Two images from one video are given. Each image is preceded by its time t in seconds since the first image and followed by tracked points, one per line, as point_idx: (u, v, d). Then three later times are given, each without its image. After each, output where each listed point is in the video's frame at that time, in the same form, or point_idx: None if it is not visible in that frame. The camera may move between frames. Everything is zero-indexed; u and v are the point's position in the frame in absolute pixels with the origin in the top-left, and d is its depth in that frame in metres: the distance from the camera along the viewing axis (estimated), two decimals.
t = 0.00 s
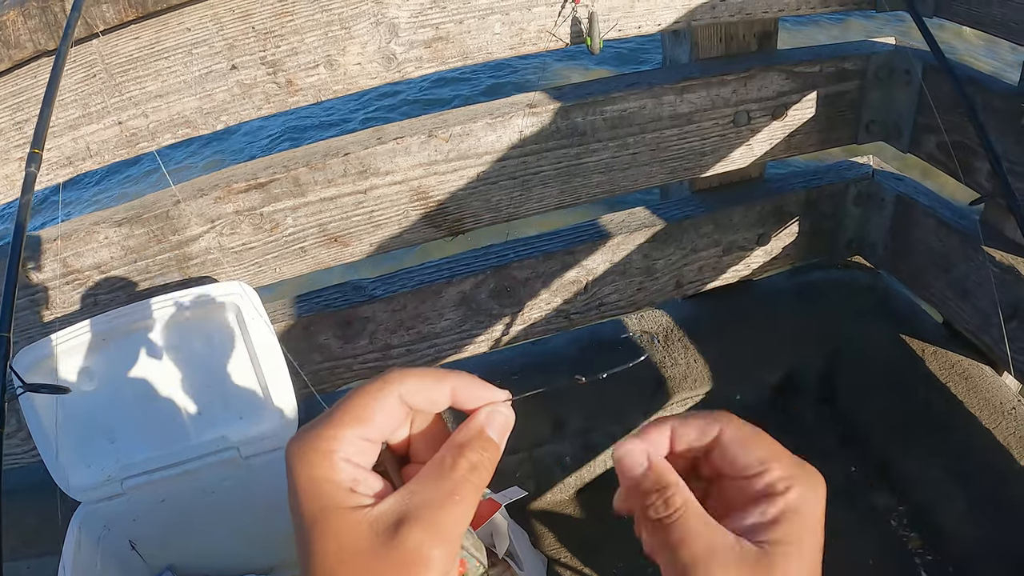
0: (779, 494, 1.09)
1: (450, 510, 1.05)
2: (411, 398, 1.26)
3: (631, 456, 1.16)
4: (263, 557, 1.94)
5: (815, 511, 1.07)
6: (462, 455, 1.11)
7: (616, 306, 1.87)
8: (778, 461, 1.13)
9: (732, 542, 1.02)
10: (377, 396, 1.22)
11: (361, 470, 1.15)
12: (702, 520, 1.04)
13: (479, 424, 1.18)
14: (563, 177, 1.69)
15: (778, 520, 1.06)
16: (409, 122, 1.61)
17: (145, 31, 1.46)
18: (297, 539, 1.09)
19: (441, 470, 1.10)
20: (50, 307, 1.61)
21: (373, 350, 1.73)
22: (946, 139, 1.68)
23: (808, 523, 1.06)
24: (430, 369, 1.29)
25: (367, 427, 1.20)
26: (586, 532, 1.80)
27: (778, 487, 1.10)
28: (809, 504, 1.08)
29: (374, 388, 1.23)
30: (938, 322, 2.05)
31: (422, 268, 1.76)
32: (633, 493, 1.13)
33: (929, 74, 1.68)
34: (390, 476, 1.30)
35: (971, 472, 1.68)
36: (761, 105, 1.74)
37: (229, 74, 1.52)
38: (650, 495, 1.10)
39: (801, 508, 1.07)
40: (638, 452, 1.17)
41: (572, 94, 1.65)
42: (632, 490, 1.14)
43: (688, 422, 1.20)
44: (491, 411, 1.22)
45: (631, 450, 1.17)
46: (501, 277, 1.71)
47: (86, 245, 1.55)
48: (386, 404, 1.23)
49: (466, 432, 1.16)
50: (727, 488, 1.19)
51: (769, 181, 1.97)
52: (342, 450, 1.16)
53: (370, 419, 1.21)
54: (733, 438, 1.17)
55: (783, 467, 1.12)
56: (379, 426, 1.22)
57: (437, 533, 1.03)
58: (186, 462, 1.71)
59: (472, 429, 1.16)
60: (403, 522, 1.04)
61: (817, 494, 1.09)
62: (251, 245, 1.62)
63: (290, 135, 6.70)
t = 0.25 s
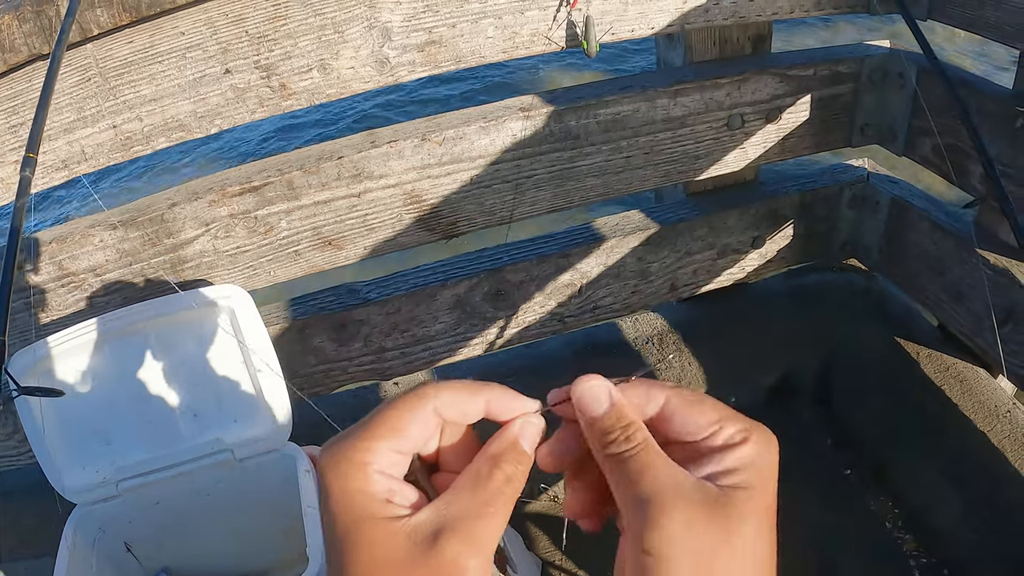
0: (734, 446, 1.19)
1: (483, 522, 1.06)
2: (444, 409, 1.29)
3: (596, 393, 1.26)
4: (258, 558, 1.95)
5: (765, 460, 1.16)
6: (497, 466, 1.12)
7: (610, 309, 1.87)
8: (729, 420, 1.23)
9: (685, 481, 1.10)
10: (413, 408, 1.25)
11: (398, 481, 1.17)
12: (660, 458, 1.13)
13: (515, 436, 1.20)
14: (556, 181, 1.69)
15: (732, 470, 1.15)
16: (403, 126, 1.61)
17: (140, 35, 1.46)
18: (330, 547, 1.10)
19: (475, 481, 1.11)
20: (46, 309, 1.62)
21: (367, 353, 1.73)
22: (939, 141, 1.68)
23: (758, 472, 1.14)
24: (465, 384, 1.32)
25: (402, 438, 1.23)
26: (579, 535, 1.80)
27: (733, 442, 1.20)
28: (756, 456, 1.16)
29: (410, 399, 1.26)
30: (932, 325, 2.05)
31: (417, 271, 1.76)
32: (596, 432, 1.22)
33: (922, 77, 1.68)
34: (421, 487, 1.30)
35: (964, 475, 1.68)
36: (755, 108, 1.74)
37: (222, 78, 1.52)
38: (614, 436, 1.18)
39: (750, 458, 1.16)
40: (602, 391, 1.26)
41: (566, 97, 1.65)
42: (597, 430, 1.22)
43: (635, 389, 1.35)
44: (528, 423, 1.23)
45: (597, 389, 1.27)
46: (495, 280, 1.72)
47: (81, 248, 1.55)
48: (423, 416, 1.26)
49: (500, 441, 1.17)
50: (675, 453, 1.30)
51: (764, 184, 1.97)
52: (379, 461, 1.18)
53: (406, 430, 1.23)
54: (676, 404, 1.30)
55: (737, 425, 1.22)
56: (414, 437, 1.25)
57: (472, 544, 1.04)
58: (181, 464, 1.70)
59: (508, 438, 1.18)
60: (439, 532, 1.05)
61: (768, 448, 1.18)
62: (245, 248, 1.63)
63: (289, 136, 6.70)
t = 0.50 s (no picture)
0: (800, 380, 1.15)
1: (524, 521, 1.01)
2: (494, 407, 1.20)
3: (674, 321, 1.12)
4: (262, 559, 1.95)
5: (829, 396, 1.12)
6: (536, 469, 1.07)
7: (615, 310, 1.88)
8: (796, 351, 1.19)
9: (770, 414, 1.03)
10: (465, 403, 1.16)
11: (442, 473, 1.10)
12: (742, 389, 1.03)
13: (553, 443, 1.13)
14: (562, 182, 1.70)
15: (805, 405, 1.11)
16: (410, 126, 1.62)
17: (148, 34, 1.46)
18: (366, 527, 1.04)
19: (516, 481, 1.05)
20: (51, 309, 1.62)
21: (373, 354, 1.73)
22: (943, 143, 1.70)
23: (827, 407, 1.10)
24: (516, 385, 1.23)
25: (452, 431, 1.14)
26: (585, 534, 1.81)
27: (799, 376, 1.16)
28: (824, 393, 1.12)
29: (463, 392, 1.17)
30: (935, 326, 2.06)
31: (423, 272, 1.77)
32: (671, 357, 1.08)
33: (925, 79, 1.69)
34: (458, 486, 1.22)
35: (967, 474, 1.70)
36: (760, 109, 1.75)
37: (230, 78, 1.52)
38: (694, 364, 1.05)
39: (817, 394, 1.12)
40: (681, 318, 1.12)
41: (572, 99, 1.66)
42: (671, 353, 1.08)
43: (705, 313, 1.29)
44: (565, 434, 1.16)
45: (673, 314, 1.12)
46: (502, 280, 1.72)
47: (87, 248, 1.55)
48: (473, 409, 1.18)
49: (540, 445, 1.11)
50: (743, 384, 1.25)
51: (768, 185, 1.98)
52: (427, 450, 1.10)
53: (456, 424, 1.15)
54: (748, 330, 1.25)
55: (801, 355, 1.18)
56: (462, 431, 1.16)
57: (511, 543, 0.99)
58: (187, 465, 1.72)
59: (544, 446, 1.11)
60: (480, 526, 1.00)
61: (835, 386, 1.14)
62: (252, 248, 1.63)
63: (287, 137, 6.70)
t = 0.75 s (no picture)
0: (945, 286, 0.90)
1: (536, 518, 0.99)
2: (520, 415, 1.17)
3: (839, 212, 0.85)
4: (268, 556, 1.96)
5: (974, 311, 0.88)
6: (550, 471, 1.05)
7: (618, 308, 1.90)
8: (941, 254, 0.92)
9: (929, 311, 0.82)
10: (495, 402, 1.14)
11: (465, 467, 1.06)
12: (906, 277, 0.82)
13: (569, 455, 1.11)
14: (567, 181, 1.71)
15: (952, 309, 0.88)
16: (416, 126, 1.64)
17: (158, 34, 1.48)
18: (383, 508, 1.00)
19: (531, 481, 1.03)
20: (58, 307, 1.63)
21: (379, 352, 1.75)
22: (944, 144, 1.72)
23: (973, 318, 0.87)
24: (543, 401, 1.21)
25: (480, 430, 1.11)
26: (589, 531, 1.83)
27: (942, 281, 0.90)
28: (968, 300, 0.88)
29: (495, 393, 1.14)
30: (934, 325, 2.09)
31: (429, 270, 1.78)
32: (836, 247, 0.82)
33: (927, 81, 1.72)
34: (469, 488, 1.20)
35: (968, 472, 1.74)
36: (762, 110, 1.77)
37: (239, 78, 1.54)
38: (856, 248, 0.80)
39: (965, 301, 0.88)
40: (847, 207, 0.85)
41: (577, 99, 1.68)
42: (834, 242, 0.82)
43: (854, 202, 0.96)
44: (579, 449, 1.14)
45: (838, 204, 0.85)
46: (507, 279, 1.74)
47: (95, 246, 1.56)
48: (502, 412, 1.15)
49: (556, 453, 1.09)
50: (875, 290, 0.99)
51: (769, 185, 2.00)
52: (453, 442, 1.07)
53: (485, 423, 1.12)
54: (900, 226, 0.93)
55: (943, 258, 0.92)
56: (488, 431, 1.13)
57: (523, 539, 0.96)
58: (195, 462, 1.73)
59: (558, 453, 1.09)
60: (494, 516, 0.97)
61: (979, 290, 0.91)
62: (259, 247, 1.64)
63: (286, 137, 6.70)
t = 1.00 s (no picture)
0: None
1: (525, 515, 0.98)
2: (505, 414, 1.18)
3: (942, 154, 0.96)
4: (268, 556, 1.97)
5: None
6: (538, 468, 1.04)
7: (617, 309, 1.90)
8: None
9: None
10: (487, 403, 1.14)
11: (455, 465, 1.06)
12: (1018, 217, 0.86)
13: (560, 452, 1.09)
14: (566, 182, 1.72)
15: None
16: (416, 127, 1.64)
17: (159, 35, 1.48)
18: (377, 508, 1.00)
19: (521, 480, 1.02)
20: (59, 308, 1.63)
21: (379, 352, 1.75)
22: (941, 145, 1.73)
23: None
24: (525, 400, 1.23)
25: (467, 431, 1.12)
26: (588, 531, 1.84)
27: None
28: None
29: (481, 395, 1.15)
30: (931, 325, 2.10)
31: (428, 271, 1.79)
32: (943, 182, 0.89)
33: (924, 83, 1.73)
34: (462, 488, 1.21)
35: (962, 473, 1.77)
36: (760, 111, 1.78)
37: (240, 79, 1.54)
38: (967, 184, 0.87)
39: None
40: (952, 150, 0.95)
41: (576, 100, 1.68)
42: (942, 179, 0.90)
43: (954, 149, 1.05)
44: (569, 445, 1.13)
45: (943, 147, 0.96)
46: (506, 279, 1.75)
47: (96, 246, 1.57)
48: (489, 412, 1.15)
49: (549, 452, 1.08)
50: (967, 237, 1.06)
51: (768, 185, 2.01)
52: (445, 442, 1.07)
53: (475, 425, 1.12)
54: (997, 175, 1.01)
55: None
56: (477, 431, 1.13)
57: (512, 536, 0.96)
58: (195, 462, 1.74)
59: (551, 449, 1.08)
60: (482, 513, 0.97)
61: None
62: (259, 247, 1.65)
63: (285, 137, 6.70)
